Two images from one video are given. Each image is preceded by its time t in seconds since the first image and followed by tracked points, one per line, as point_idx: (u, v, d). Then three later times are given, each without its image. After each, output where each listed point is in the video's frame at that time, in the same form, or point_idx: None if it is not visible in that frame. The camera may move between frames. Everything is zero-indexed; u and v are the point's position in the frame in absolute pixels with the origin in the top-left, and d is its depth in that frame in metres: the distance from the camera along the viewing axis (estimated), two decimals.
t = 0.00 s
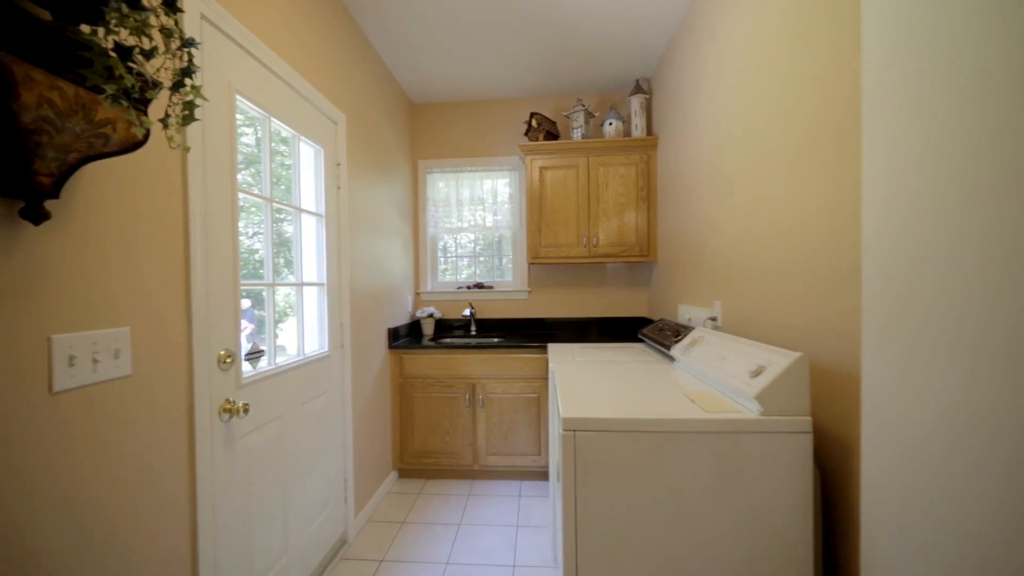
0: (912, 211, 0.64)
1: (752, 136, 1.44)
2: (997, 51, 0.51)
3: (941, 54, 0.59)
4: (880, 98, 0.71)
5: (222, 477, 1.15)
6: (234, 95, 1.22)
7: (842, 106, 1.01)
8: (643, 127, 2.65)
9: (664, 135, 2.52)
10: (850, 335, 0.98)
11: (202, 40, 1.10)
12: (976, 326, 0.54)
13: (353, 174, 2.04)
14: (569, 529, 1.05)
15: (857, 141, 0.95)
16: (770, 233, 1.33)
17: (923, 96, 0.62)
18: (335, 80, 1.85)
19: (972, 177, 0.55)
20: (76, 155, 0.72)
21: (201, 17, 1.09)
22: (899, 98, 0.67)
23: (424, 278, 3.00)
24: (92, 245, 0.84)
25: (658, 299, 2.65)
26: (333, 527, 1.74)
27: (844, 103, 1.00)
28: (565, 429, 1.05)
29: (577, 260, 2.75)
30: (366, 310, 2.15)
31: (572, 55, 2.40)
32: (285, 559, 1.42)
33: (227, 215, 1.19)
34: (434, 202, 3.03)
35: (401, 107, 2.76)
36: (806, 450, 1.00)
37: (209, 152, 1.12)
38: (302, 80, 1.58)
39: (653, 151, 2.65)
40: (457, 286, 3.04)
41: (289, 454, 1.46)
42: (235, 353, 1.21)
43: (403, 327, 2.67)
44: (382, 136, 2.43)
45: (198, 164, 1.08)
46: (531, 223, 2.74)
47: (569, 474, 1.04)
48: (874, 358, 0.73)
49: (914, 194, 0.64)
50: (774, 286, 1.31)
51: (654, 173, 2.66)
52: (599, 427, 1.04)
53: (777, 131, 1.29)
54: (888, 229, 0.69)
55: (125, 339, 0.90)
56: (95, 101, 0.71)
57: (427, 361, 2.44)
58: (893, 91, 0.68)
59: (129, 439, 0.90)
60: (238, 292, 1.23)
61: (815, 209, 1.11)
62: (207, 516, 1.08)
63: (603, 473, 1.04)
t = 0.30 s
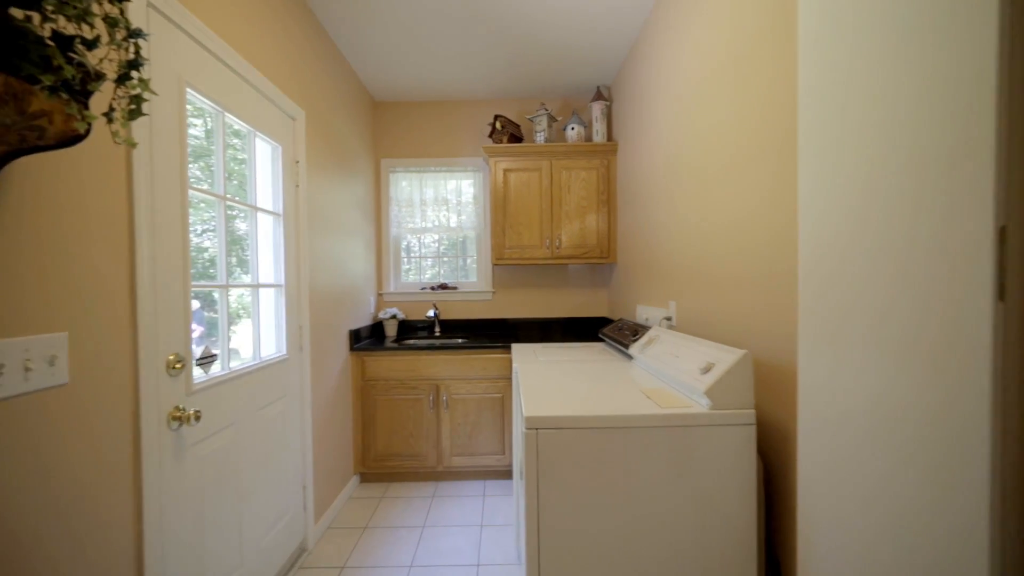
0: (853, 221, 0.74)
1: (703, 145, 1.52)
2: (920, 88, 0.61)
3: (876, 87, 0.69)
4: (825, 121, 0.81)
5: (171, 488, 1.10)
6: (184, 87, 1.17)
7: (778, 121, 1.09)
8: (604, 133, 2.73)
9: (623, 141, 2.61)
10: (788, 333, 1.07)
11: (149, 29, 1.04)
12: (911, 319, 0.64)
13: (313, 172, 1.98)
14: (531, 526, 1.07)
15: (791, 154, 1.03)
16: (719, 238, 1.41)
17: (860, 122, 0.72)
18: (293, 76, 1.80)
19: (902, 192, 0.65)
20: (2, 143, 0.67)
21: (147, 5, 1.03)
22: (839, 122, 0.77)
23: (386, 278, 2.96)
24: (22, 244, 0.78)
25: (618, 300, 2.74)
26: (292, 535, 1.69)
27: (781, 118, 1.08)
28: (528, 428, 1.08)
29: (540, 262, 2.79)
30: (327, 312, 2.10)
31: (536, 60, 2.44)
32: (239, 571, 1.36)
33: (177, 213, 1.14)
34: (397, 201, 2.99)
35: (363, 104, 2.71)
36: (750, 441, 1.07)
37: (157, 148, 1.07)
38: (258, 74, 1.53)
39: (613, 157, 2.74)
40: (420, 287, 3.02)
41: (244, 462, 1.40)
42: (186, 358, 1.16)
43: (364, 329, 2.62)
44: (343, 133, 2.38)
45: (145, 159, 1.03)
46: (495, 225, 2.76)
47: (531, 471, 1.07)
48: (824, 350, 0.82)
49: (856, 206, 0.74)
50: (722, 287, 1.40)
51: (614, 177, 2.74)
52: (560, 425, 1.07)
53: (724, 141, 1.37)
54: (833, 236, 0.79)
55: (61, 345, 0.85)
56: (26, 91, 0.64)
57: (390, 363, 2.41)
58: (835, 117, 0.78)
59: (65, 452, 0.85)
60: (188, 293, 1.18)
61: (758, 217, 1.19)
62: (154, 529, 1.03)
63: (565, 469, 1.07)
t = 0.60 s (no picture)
0: (789, 224, 0.80)
1: (655, 151, 1.59)
2: (842, 103, 0.68)
3: (806, 102, 0.75)
4: (764, 131, 0.87)
5: (106, 503, 1.03)
6: (122, 76, 1.10)
7: (724, 131, 1.15)
8: (565, 136, 2.79)
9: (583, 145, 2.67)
10: (731, 332, 1.14)
11: (82, 11, 0.97)
12: (834, 313, 0.70)
13: (266, 168, 1.91)
14: (490, 525, 1.08)
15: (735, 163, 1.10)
16: (670, 241, 1.48)
17: (794, 133, 0.79)
18: (244, 68, 1.72)
19: (827, 196, 0.71)
20: None
21: None
22: (777, 133, 0.83)
23: (344, 279, 2.88)
24: None
25: (578, 300, 2.81)
26: (242, 547, 1.62)
27: (726, 129, 1.15)
28: (488, 428, 1.09)
29: (502, 263, 2.81)
30: (281, 314, 2.02)
31: (499, 62, 2.46)
32: None
33: (113, 209, 1.06)
34: (356, 200, 2.92)
35: (320, 99, 2.62)
36: (698, 434, 1.13)
37: (90, 139, 1.00)
38: (206, 64, 1.45)
39: (573, 160, 2.80)
40: (381, 287, 2.96)
41: (189, 472, 1.33)
42: (124, 364, 1.09)
43: (321, 331, 2.54)
44: (299, 129, 2.30)
45: (76, 151, 0.96)
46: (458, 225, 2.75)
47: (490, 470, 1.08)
48: (763, 345, 0.89)
49: (790, 210, 0.80)
50: (673, 288, 1.47)
51: (575, 180, 2.80)
52: (520, 423, 1.09)
53: (675, 149, 1.44)
54: (772, 240, 0.85)
55: None
56: None
57: (349, 365, 2.35)
58: (773, 127, 0.84)
59: None
60: (127, 295, 1.11)
61: (706, 221, 1.25)
62: (86, 548, 0.96)
63: (524, 467, 1.09)
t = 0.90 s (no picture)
0: (732, 228, 0.86)
1: (612, 156, 1.64)
2: (777, 116, 0.74)
3: (746, 113, 0.81)
4: (709, 140, 0.93)
5: (29, 521, 0.95)
6: (47, 59, 1.01)
7: (676, 138, 1.21)
8: (526, 138, 2.82)
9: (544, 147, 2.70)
10: (681, 330, 1.20)
11: None
12: (771, 310, 0.76)
13: (214, 163, 1.81)
14: (449, 524, 1.08)
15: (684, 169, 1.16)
16: (626, 243, 1.54)
17: (736, 143, 0.84)
18: (189, 56, 1.63)
19: (765, 203, 0.77)
20: None
21: None
22: (720, 143, 0.89)
23: (300, 278, 2.78)
24: None
25: (539, 300, 2.84)
26: (187, 561, 1.54)
27: (675, 136, 1.21)
28: (448, 428, 1.09)
29: (464, 263, 2.80)
30: (231, 315, 1.93)
31: (461, 62, 2.45)
32: None
33: (36, 203, 0.98)
34: (312, 197, 2.82)
35: (274, 91, 2.52)
36: (651, 428, 1.18)
37: (9, 126, 0.92)
38: (146, 51, 1.36)
39: (535, 161, 2.83)
40: (339, 287, 2.88)
41: (126, 484, 1.25)
42: (49, 371, 1.00)
43: (275, 333, 2.44)
44: (250, 122, 2.19)
45: None
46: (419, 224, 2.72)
47: (450, 470, 1.08)
48: (709, 341, 0.94)
49: (733, 214, 0.86)
50: (628, 289, 1.52)
51: (536, 182, 2.84)
52: (480, 422, 1.10)
53: (629, 154, 1.49)
54: (717, 242, 0.91)
55: None
56: None
57: (305, 368, 2.27)
58: (718, 137, 0.90)
59: None
60: (53, 296, 1.02)
61: (658, 224, 1.30)
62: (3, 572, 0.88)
63: (483, 465, 1.10)
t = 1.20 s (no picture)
0: (681, 229, 0.90)
1: (570, 158, 1.68)
2: (720, 124, 0.78)
3: (693, 121, 0.85)
4: (660, 144, 0.97)
5: None
6: None
7: (630, 143, 1.25)
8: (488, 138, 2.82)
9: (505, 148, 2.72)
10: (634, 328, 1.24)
11: None
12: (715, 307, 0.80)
13: (154, 154, 1.70)
14: (407, 526, 1.07)
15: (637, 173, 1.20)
16: (583, 244, 1.57)
17: (684, 148, 0.88)
18: (127, 39, 1.52)
19: (710, 205, 0.81)
20: None
21: None
22: (670, 147, 0.93)
23: (251, 278, 2.66)
24: None
25: (501, 299, 2.85)
26: None
27: (630, 141, 1.25)
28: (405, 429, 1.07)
29: (425, 262, 2.77)
30: (173, 317, 1.82)
31: (423, 59, 2.42)
32: None
33: None
34: (264, 192, 2.70)
35: (222, 81, 2.39)
36: (606, 423, 1.22)
37: None
38: (78, 33, 1.26)
39: (496, 162, 2.84)
40: (293, 287, 2.77)
41: (51, 500, 1.15)
42: None
43: (223, 335, 2.32)
44: (196, 113, 2.07)
45: None
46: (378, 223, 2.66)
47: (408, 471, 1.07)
48: (660, 337, 0.98)
49: (682, 216, 0.90)
50: (586, 288, 1.55)
51: (498, 182, 2.85)
52: (438, 422, 1.10)
53: (587, 157, 1.53)
54: (667, 243, 0.95)
55: None
56: None
57: (257, 372, 2.17)
58: (668, 142, 0.94)
59: None
60: None
61: (614, 224, 1.34)
62: None
63: (442, 465, 1.09)
